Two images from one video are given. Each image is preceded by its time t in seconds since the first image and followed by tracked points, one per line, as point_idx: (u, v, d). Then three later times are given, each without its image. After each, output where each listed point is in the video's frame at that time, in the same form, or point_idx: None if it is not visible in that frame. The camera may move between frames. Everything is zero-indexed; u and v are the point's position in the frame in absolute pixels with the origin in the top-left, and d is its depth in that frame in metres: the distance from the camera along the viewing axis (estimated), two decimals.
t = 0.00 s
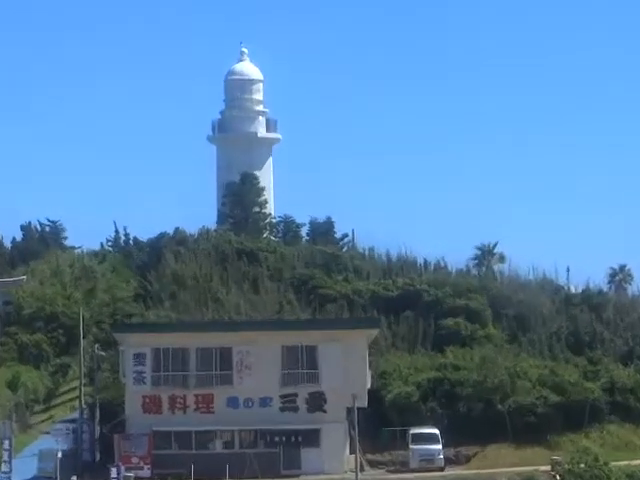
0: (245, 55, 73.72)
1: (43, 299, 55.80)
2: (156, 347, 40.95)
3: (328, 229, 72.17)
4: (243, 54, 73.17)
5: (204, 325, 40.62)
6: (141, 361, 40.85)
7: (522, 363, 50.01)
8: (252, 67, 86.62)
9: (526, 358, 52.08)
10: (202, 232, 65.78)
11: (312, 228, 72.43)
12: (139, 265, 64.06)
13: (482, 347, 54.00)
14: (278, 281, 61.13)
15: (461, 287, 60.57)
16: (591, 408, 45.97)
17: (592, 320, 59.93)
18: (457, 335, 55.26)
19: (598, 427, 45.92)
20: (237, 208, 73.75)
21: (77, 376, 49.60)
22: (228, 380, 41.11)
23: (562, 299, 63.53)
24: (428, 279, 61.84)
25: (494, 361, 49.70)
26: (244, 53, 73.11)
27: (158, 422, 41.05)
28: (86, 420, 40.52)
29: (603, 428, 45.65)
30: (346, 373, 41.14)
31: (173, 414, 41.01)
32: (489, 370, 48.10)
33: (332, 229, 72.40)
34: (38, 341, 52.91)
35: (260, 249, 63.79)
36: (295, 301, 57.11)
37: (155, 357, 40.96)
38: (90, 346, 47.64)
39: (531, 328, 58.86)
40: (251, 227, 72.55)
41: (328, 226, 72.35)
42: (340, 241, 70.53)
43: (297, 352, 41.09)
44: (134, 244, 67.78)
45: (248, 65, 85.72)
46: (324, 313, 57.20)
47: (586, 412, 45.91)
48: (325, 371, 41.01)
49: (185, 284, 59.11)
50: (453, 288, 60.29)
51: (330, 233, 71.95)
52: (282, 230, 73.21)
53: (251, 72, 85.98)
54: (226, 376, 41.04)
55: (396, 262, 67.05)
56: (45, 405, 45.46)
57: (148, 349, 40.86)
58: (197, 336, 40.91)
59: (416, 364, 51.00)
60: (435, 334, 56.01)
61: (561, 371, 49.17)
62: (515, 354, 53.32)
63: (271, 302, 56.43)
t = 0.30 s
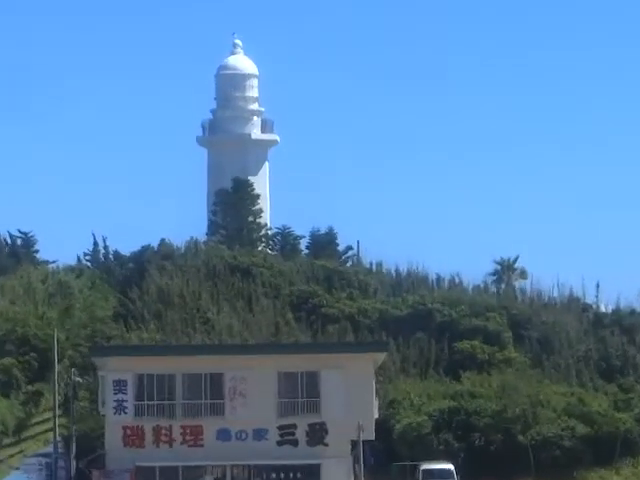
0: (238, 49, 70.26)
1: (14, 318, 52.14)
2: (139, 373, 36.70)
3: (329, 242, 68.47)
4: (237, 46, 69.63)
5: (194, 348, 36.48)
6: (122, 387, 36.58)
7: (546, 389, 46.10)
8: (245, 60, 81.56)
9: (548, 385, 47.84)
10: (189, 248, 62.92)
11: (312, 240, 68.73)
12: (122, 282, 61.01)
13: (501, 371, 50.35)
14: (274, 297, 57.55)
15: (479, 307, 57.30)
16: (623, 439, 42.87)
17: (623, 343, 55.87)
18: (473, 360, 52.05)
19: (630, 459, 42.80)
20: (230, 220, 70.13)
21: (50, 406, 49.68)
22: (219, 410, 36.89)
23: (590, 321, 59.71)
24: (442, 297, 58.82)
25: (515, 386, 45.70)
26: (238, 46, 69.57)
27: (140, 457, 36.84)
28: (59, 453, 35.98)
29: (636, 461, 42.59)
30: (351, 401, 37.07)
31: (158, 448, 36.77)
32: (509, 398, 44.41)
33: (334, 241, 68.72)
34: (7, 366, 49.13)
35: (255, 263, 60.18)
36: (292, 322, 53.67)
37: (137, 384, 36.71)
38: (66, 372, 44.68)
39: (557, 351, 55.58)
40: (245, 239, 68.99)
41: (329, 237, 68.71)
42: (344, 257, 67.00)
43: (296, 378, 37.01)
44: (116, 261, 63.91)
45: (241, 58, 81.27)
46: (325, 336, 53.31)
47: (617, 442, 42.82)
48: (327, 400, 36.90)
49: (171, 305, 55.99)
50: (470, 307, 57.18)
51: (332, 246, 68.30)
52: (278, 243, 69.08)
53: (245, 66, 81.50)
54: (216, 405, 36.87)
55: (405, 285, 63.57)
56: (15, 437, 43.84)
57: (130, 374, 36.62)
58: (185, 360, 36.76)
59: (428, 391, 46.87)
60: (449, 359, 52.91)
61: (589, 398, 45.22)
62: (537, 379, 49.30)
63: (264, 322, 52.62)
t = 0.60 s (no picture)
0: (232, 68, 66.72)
1: None
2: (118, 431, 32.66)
3: (331, 284, 64.71)
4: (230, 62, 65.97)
5: (180, 404, 32.56)
6: (99, 447, 32.41)
7: (576, 449, 42.48)
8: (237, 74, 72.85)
9: (580, 445, 44.74)
10: (179, 285, 59.72)
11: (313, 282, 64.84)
12: (98, 327, 56.75)
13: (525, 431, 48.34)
14: (271, 347, 54.59)
15: (502, 360, 54.73)
16: None
17: None
18: (495, 419, 50.19)
19: None
20: (220, 259, 65.41)
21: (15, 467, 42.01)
22: (209, 472, 32.74)
23: (626, 371, 57.53)
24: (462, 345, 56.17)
25: (542, 445, 42.53)
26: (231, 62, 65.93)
27: None
28: None
29: None
30: (358, 462, 32.87)
31: None
32: (535, 457, 40.91)
33: (337, 283, 64.94)
34: None
35: (250, 308, 57.09)
36: (289, 374, 51.31)
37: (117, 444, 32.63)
38: (39, 430, 42.45)
39: (589, 406, 53.26)
40: (238, 279, 64.86)
41: (332, 277, 64.81)
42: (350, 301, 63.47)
43: (295, 437, 32.89)
44: (91, 302, 58.45)
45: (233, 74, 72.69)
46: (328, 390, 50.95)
47: None
48: (329, 463, 32.78)
49: (155, 354, 52.72)
50: (490, 359, 54.75)
51: (335, 288, 64.66)
52: (276, 287, 65.55)
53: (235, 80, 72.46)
54: (206, 468, 32.75)
55: (418, 333, 60.18)
56: None
57: (109, 432, 32.54)
58: (170, 417, 32.75)
59: (444, 451, 42.81)
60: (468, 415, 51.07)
61: (624, 460, 41.81)
62: (567, 439, 46.74)
63: (258, 375, 50.44)
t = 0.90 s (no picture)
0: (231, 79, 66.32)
1: None
2: (116, 448, 31.31)
3: (331, 301, 64.41)
4: (229, 75, 65.58)
5: (180, 421, 31.07)
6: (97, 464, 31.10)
7: (580, 468, 42.92)
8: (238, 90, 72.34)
9: (583, 462, 45.25)
10: (179, 301, 59.70)
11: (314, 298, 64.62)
12: (97, 343, 56.94)
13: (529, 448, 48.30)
14: (271, 363, 54.64)
15: (504, 377, 54.51)
16: None
17: None
18: (498, 435, 50.07)
19: None
20: (218, 273, 64.78)
21: None
22: None
23: (630, 390, 57.60)
24: (463, 361, 56.23)
25: (546, 465, 42.59)
26: (230, 74, 65.56)
27: None
28: None
29: None
30: None
31: None
32: None
33: (338, 299, 64.67)
34: None
35: (249, 323, 57.14)
36: (289, 390, 51.73)
37: (114, 462, 31.24)
38: (33, 451, 42.96)
39: (594, 422, 53.06)
40: (238, 295, 64.49)
41: (332, 295, 64.55)
42: (351, 317, 63.33)
43: (295, 454, 31.44)
44: (89, 319, 59.20)
45: (233, 89, 72.30)
46: (329, 408, 51.13)
47: None
48: None
49: (153, 371, 52.75)
50: (493, 374, 54.81)
51: (335, 304, 64.38)
52: (276, 302, 65.26)
53: (235, 95, 72.08)
54: None
55: (421, 350, 60.13)
56: None
57: (107, 449, 31.21)
58: (169, 432, 31.27)
59: (446, 469, 43.48)
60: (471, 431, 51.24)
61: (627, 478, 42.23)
62: (570, 456, 46.80)
63: (258, 391, 51.05)
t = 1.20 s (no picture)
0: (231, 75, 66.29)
1: None
2: (116, 444, 31.30)
3: (332, 296, 64.42)
4: (229, 71, 65.56)
5: (180, 417, 31.10)
6: (98, 460, 31.08)
7: (581, 464, 42.94)
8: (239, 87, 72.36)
9: (584, 458, 45.23)
10: (179, 297, 59.70)
11: (315, 295, 64.67)
12: (98, 339, 56.97)
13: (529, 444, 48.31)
14: (272, 359, 54.66)
15: (504, 372, 54.48)
16: None
17: None
18: (499, 431, 50.10)
19: None
20: (219, 268, 64.72)
21: None
22: None
23: (631, 387, 57.61)
24: (464, 358, 56.24)
25: (547, 461, 42.60)
26: (230, 70, 65.53)
27: None
28: None
29: None
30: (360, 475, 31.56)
31: None
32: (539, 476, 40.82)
33: (339, 296, 64.71)
34: None
35: (249, 319, 57.15)
36: (289, 387, 51.74)
37: (114, 458, 31.22)
38: (34, 447, 42.77)
39: (595, 419, 53.08)
40: (238, 292, 64.45)
41: (333, 291, 64.59)
42: (352, 313, 63.35)
43: (295, 450, 31.49)
44: (90, 315, 59.33)
45: (234, 87, 72.35)
46: (330, 404, 51.16)
47: None
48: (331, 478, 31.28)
49: (154, 367, 52.76)
50: (493, 370, 54.82)
51: (336, 299, 64.38)
52: (277, 298, 65.38)
53: (236, 93, 72.12)
54: None
55: (422, 346, 60.11)
56: None
57: (107, 445, 31.22)
58: (169, 429, 31.31)
59: (447, 466, 43.51)
60: (471, 427, 51.21)
61: (628, 474, 42.22)
62: (570, 453, 46.83)
63: (259, 387, 51.08)
